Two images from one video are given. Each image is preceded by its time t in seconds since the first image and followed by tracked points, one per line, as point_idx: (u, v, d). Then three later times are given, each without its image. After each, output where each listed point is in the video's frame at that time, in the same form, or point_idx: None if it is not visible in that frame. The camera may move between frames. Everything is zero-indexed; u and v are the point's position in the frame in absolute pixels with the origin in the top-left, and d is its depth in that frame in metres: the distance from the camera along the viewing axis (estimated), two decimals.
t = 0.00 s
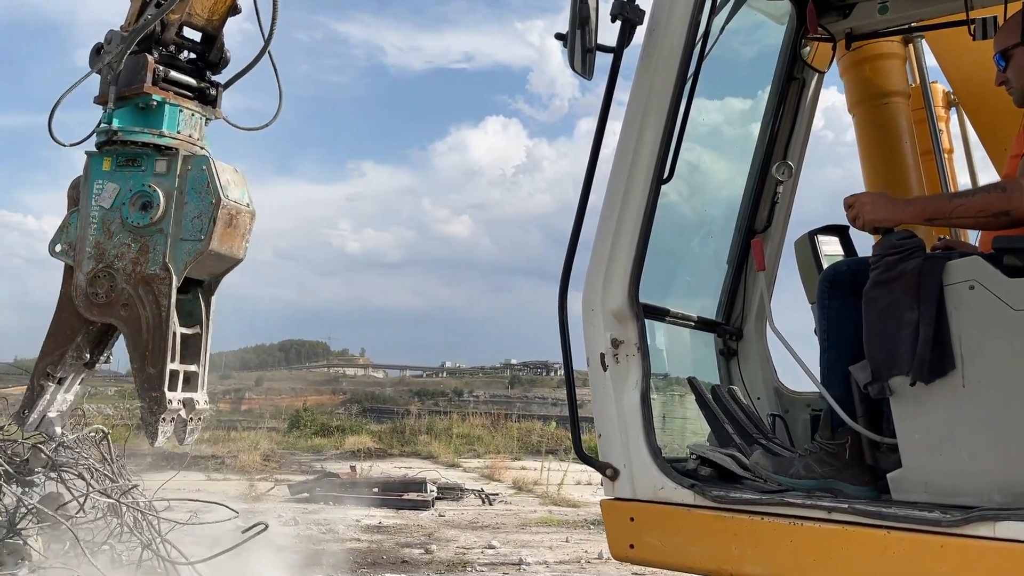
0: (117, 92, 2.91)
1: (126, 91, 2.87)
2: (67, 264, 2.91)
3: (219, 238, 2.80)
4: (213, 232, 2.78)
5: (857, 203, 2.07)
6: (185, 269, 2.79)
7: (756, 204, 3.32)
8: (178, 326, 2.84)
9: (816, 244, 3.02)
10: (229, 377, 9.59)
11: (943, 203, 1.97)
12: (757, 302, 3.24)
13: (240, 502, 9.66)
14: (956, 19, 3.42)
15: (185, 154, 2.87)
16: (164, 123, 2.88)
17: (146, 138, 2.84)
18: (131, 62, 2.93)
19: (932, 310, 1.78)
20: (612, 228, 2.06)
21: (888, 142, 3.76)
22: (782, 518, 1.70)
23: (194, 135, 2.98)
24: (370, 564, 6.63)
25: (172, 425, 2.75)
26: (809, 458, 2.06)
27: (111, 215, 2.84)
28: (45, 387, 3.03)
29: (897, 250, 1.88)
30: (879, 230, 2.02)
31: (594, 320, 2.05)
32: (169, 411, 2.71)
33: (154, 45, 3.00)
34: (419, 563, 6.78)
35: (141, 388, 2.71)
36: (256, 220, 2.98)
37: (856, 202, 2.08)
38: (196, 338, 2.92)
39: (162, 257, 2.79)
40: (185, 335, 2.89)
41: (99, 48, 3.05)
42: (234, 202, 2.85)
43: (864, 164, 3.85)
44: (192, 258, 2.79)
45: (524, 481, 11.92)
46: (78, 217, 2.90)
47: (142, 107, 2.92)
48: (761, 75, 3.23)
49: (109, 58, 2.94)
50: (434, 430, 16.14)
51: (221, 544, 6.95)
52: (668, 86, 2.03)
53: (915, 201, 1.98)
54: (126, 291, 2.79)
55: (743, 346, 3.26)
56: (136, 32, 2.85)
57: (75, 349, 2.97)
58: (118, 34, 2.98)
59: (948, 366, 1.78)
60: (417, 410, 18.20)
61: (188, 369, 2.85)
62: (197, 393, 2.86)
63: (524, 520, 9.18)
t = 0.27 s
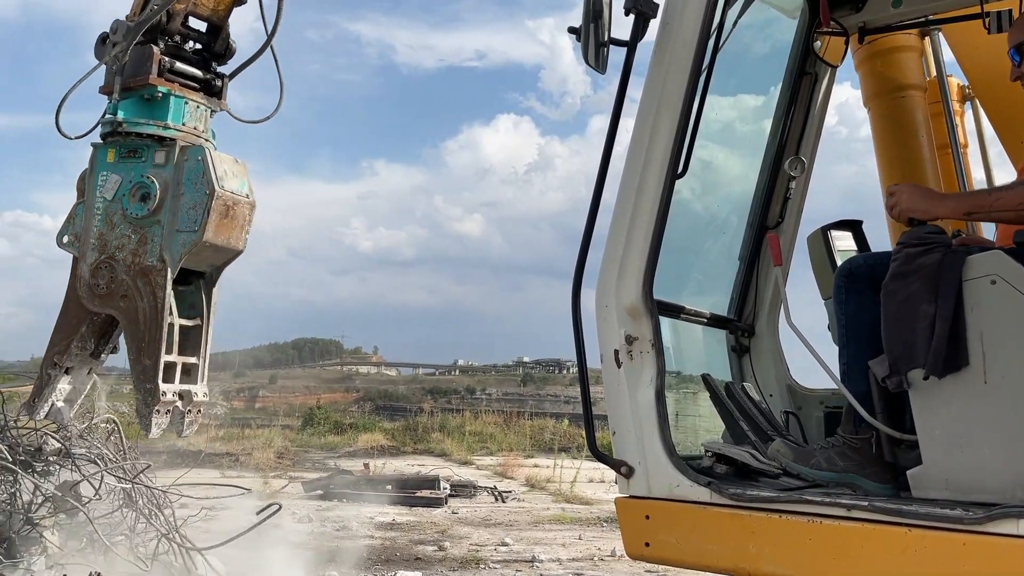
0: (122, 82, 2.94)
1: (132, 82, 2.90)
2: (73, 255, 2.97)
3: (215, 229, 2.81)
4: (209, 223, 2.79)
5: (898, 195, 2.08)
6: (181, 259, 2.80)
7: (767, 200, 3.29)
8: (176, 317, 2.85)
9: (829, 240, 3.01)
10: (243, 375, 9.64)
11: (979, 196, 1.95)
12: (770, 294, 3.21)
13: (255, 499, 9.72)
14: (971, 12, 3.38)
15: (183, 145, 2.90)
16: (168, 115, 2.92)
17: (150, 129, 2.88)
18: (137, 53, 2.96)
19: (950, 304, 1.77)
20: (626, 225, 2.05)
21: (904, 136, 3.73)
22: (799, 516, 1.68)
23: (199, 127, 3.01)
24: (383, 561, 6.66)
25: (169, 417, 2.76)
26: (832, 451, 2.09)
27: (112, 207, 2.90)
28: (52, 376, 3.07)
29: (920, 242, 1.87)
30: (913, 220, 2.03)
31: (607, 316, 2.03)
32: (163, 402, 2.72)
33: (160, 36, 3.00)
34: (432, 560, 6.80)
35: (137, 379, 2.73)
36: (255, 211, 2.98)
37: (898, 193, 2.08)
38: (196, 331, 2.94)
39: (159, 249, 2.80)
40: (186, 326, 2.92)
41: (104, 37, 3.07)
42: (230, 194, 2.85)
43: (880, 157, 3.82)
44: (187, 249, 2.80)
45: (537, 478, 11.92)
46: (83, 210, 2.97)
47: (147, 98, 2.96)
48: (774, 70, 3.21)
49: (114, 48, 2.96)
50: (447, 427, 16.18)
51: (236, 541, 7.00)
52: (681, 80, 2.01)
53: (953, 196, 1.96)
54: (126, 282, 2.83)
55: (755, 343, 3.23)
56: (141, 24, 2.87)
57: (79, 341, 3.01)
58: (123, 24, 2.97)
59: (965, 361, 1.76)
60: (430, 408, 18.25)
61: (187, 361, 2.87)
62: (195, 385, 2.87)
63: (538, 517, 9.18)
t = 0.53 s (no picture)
0: (132, 61, 2.93)
1: (142, 61, 2.89)
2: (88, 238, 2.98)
3: (229, 206, 2.81)
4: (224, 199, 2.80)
5: (913, 185, 2.02)
6: (195, 237, 2.80)
7: (785, 192, 3.27)
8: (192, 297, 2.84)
9: (850, 233, 2.96)
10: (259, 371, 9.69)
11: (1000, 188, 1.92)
12: (788, 291, 3.22)
13: (272, 495, 9.77)
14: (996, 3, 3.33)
15: (195, 123, 2.91)
16: (180, 93, 2.92)
17: (162, 106, 2.89)
18: (146, 32, 2.94)
19: (983, 297, 1.72)
20: (647, 218, 2.03)
21: (931, 126, 3.67)
22: (825, 512, 1.65)
23: (212, 105, 3.02)
24: (399, 557, 6.66)
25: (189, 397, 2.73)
26: (859, 447, 2.04)
27: (125, 186, 2.91)
28: (69, 361, 2.99)
29: (947, 235, 1.81)
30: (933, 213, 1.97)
31: (628, 310, 2.01)
32: (181, 380, 2.68)
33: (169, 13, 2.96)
34: (448, 556, 6.80)
35: (155, 358, 2.71)
36: (269, 188, 3.00)
37: (914, 183, 2.02)
38: (213, 311, 2.91)
39: (173, 227, 2.81)
40: (202, 307, 2.88)
41: (114, 18, 3.10)
42: (244, 170, 2.87)
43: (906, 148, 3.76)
44: (202, 227, 2.80)
45: (552, 475, 11.91)
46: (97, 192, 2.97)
47: (158, 76, 2.95)
48: (793, 61, 3.17)
49: (125, 28, 3.00)
50: (462, 424, 16.19)
51: (253, 536, 7.03)
52: (702, 71, 1.98)
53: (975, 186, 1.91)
54: (140, 262, 2.83)
55: (772, 337, 3.22)
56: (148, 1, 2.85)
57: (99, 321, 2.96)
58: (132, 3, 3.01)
59: (1001, 356, 1.71)
60: (445, 404, 18.27)
61: (204, 341, 2.84)
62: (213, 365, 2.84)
63: (553, 513, 9.16)
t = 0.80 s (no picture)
0: (153, 46, 2.95)
1: (163, 43, 2.92)
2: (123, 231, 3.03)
3: (265, 173, 2.81)
4: (258, 167, 2.79)
5: (925, 184, 1.94)
6: (233, 209, 2.81)
7: (805, 183, 3.19)
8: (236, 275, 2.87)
9: (872, 227, 2.90)
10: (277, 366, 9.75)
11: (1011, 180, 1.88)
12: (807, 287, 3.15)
13: (291, 489, 9.84)
14: None
15: (222, 96, 2.91)
16: (205, 71, 2.95)
17: (186, 85, 2.91)
18: (165, 16, 2.96)
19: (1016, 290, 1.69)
20: (668, 211, 2.00)
21: (958, 115, 3.60)
22: (853, 510, 1.63)
23: (235, 82, 3.04)
24: (417, 551, 6.69)
25: (245, 372, 2.75)
26: (887, 443, 2.03)
27: (157, 172, 2.94)
28: (116, 359, 3.01)
29: (972, 227, 1.77)
30: (950, 210, 1.89)
31: (649, 304, 1.99)
32: (236, 354, 2.71)
33: None
34: (466, 550, 6.81)
35: (206, 336, 2.75)
36: (301, 157, 2.99)
37: (924, 183, 1.94)
38: (259, 288, 2.97)
39: (210, 202, 2.83)
40: (248, 285, 2.94)
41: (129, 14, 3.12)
42: (276, 137, 2.84)
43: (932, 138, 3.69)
44: (239, 196, 2.80)
45: (569, 469, 11.90)
46: (128, 182, 3.03)
47: (179, 59, 2.97)
48: (812, 52, 3.14)
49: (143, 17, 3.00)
50: (479, 418, 16.22)
51: (272, 530, 7.09)
52: (722, 63, 1.96)
53: (988, 178, 1.88)
54: (180, 243, 2.87)
55: (793, 332, 3.15)
56: None
57: (144, 312, 3.01)
58: None
59: None
60: (462, 399, 18.31)
61: (252, 320, 2.88)
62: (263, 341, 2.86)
63: (570, 508, 9.16)
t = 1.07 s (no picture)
0: (166, 13, 2.95)
1: (176, 11, 2.91)
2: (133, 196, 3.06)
3: (276, 143, 2.78)
4: (268, 136, 2.76)
5: (960, 173, 1.91)
6: (245, 177, 2.78)
7: (828, 172, 3.17)
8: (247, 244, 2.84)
9: (898, 212, 2.87)
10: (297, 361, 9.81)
11: None
12: (833, 275, 3.11)
13: (310, 483, 9.89)
14: None
15: (234, 64, 2.87)
16: (216, 38, 2.92)
17: (199, 52, 2.88)
18: None
19: None
20: (694, 200, 1.98)
21: (994, 101, 3.53)
22: (885, 503, 1.60)
23: (246, 49, 3.01)
24: (436, 545, 6.71)
25: (251, 341, 2.71)
26: (919, 434, 2.00)
27: (168, 139, 2.93)
28: (124, 325, 3.00)
29: (1008, 216, 1.73)
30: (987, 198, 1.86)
31: (675, 294, 1.97)
32: (243, 322, 2.67)
33: None
34: (484, 544, 6.83)
35: (214, 304, 2.71)
36: (312, 127, 2.95)
37: (958, 173, 1.91)
38: (267, 257, 2.89)
39: (221, 170, 2.81)
40: (257, 253, 2.88)
41: None
42: (287, 107, 2.81)
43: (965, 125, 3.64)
44: (250, 165, 2.77)
45: (587, 464, 11.89)
46: (140, 150, 3.03)
47: (193, 26, 2.97)
48: (836, 40, 3.10)
49: None
50: (496, 413, 16.24)
51: (292, 523, 7.14)
52: (749, 49, 1.93)
53: None
54: (190, 211, 2.86)
55: (815, 323, 3.12)
56: None
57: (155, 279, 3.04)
58: None
59: None
60: (480, 394, 18.33)
61: (262, 288, 2.83)
62: (272, 309, 2.81)
63: (588, 502, 9.15)
